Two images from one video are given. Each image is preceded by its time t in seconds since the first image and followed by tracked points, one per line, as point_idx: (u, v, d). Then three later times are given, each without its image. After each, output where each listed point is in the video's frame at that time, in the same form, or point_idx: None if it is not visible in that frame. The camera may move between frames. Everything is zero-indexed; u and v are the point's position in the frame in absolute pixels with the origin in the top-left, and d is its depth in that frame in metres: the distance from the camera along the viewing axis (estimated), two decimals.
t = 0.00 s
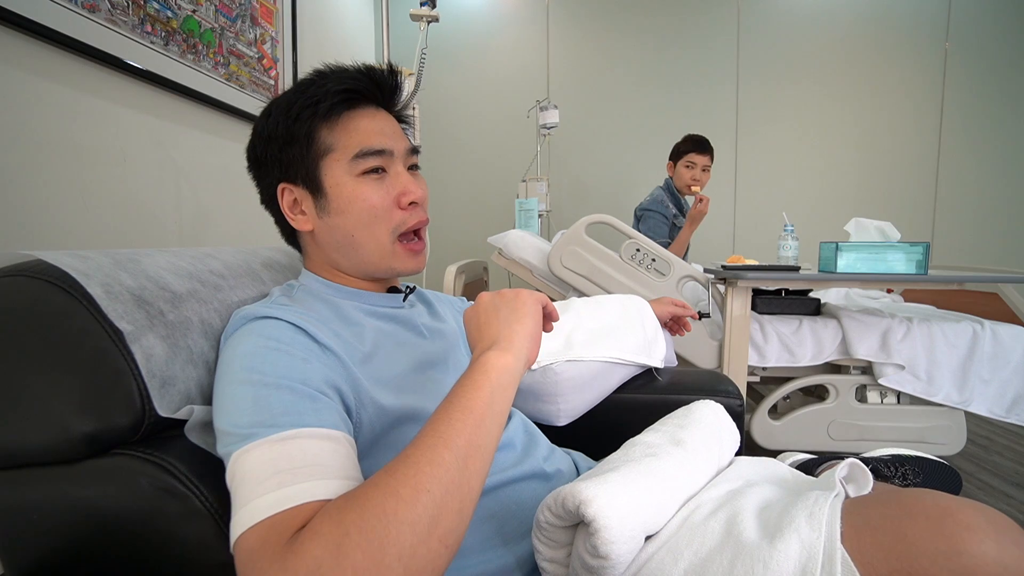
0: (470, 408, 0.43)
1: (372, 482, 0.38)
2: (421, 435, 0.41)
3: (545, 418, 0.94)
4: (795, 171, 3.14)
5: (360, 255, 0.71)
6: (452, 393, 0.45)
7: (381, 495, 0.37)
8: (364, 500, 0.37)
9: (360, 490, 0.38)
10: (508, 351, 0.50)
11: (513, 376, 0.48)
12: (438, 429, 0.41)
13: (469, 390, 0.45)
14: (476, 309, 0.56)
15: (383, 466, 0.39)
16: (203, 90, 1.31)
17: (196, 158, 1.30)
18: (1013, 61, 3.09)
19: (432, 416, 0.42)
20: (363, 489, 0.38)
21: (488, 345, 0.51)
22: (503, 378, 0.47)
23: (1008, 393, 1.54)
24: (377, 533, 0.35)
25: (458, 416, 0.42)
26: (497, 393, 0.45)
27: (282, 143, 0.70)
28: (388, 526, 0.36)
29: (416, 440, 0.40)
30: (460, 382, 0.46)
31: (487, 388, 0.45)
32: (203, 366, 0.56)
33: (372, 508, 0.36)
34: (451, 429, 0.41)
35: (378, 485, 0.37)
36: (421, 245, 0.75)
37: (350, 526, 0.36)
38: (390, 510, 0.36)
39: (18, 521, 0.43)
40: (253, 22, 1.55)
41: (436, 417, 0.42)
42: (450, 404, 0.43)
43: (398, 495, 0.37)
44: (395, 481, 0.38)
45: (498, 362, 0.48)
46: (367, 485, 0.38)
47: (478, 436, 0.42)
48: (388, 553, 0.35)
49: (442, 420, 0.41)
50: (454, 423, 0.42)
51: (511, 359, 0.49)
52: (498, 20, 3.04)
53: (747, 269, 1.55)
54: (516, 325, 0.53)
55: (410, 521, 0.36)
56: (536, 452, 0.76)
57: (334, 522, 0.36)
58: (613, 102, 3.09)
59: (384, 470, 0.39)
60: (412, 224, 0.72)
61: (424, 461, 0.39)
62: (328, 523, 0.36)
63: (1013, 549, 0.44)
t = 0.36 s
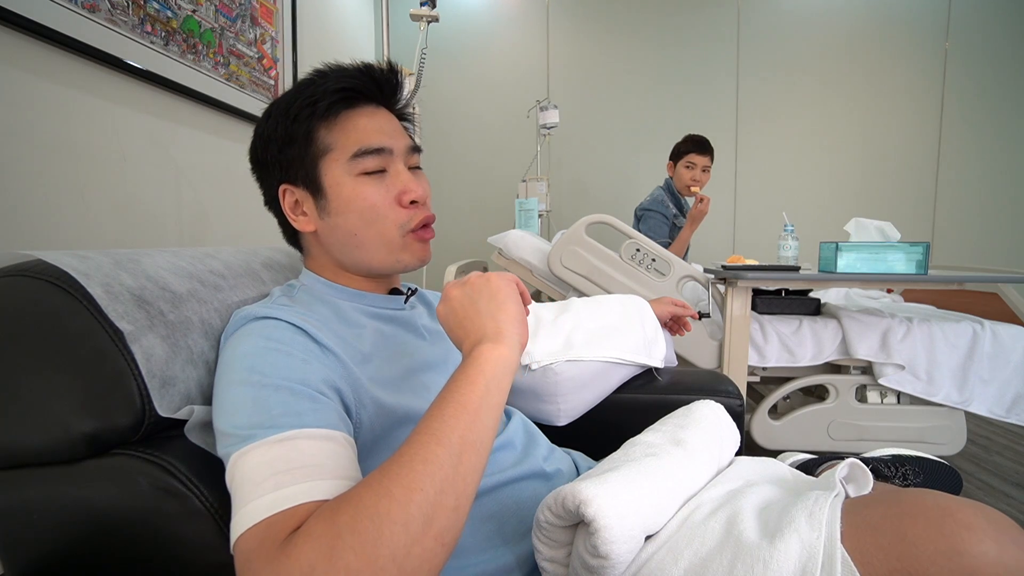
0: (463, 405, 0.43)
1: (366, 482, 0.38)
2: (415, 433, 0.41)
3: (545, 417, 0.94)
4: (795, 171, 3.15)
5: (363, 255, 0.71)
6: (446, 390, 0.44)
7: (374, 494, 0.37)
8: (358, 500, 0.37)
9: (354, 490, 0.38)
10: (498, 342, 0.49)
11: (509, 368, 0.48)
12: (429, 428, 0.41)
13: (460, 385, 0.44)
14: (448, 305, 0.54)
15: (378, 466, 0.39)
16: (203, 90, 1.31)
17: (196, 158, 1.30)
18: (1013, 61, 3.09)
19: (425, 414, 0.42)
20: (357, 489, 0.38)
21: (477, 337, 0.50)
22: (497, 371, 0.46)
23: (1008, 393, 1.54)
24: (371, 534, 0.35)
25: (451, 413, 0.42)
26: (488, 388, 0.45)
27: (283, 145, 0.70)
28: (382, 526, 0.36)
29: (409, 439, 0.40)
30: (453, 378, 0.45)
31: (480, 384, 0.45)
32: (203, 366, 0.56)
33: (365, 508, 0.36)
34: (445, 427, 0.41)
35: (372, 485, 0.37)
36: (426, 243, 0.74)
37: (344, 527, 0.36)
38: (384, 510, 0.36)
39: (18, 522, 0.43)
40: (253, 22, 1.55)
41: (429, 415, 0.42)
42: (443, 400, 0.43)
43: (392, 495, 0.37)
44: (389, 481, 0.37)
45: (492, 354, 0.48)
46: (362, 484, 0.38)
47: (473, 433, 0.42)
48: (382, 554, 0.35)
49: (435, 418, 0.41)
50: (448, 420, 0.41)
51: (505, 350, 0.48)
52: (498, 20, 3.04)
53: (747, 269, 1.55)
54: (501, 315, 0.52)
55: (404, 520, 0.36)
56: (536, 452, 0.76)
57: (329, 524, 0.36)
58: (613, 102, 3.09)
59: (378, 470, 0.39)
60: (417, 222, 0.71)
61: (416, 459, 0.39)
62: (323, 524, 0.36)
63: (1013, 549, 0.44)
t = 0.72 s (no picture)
0: (463, 406, 0.43)
1: (365, 482, 0.38)
2: (414, 433, 0.41)
3: (545, 418, 0.94)
4: (795, 171, 3.15)
5: (341, 267, 0.70)
6: (445, 390, 0.44)
7: (374, 495, 0.37)
8: (357, 501, 0.37)
9: (353, 491, 0.38)
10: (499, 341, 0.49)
11: (510, 368, 0.48)
12: (429, 429, 0.41)
13: (459, 386, 0.44)
14: (454, 305, 0.54)
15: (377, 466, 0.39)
16: (203, 90, 1.31)
17: (196, 158, 1.30)
18: (1013, 61, 3.09)
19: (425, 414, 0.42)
20: (356, 490, 0.38)
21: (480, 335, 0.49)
22: (498, 371, 0.46)
23: (1008, 393, 1.54)
24: (370, 535, 0.35)
25: (451, 413, 0.42)
26: (487, 388, 0.45)
27: (271, 148, 0.69)
28: (381, 527, 0.36)
29: (409, 439, 0.40)
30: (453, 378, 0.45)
31: (480, 385, 0.45)
32: (203, 366, 0.56)
33: (365, 509, 0.36)
34: (445, 428, 0.41)
35: (371, 485, 0.37)
36: (408, 258, 0.72)
37: (344, 527, 0.36)
38: (383, 511, 0.36)
39: (18, 522, 0.43)
40: (253, 22, 1.55)
41: (429, 415, 0.42)
42: (441, 401, 0.43)
43: (391, 496, 0.37)
44: (388, 482, 0.37)
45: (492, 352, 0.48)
46: (362, 484, 0.38)
47: (473, 434, 0.42)
48: (381, 556, 0.35)
49: (435, 418, 0.41)
50: (448, 421, 0.41)
51: (506, 350, 0.48)
52: (498, 20, 3.04)
53: (747, 269, 1.55)
54: (504, 314, 0.51)
55: (403, 522, 0.36)
56: (535, 452, 0.76)
57: (328, 524, 0.36)
58: (613, 103, 3.09)
59: (377, 471, 0.38)
60: (397, 238, 0.69)
61: (415, 460, 0.39)
62: (322, 524, 0.36)
63: (1013, 550, 0.44)
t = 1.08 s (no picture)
0: (466, 407, 0.43)
1: (368, 482, 0.38)
2: (417, 435, 0.41)
3: (545, 418, 0.95)
4: (795, 171, 3.15)
5: (376, 269, 0.70)
6: (448, 392, 0.44)
7: (377, 496, 0.37)
8: (360, 502, 0.37)
9: (356, 491, 0.38)
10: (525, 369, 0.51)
11: (512, 371, 0.48)
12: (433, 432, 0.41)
13: (463, 388, 0.44)
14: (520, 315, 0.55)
15: (380, 468, 0.39)
16: (203, 90, 1.31)
17: (196, 158, 1.30)
18: (1014, 61, 3.09)
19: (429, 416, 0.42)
20: (359, 490, 0.38)
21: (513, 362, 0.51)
22: (503, 372, 0.47)
23: (1008, 393, 1.54)
24: (374, 537, 0.35)
25: (455, 415, 0.42)
26: (491, 390, 0.45)
27: (303, 149, 0.67)
28: (385, 529, 0.36)
29: (412, 440, 0.40)
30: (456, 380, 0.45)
31: (483, 386, 0.45)
32: (203, 366, 0.56)
33: (369, 510, 0.36)
34: (448, 429, 0.41)
35: (374, 486, 0.37)
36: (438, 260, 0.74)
37: (348, 528, 0.36)
38: (387, 512, 0.36)
39: (17, 521, 0.43)
40: (252, 22, 1.55)
41: (432, 416, 0.42)
42: (445, 402, 0.43)
43: (395, 497, 0.37)
44: (392, 484, 0.37)
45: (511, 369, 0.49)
46: (364, 484, 0.38)
47: (476, 436, 0.42)
48: (386, 558, 0.35)
49: (439, 420, 0.41)
50: (452, 423, 0.41)
51: (512, 354, 0.49)
52: (498, 20, 3.04)
53: (747, 269, 1.55)
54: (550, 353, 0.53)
55: (407, 523, 0.36)
56: (535, 452, 0.76)
57: (332, 526, 0.36)
58: (612, 103, 3.09)
59: (379, 473, 0.38)
60: (431, 240, 0.71)
61: (419, 462, 0.39)
62: (325, 524, 0.36)
63: (1012, 549, 0.44)
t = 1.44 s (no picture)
0: (472, 410, 0.43)
1: (371, 482, 0.38)
2: (422, 436, 0.41)
3: (545, 418, 0.95)
4: (795, 171, 3.15)
5: (399, 254, 0.72)
6: (454, 394, 0.44)
7: (380, 497, 0.37)
8: (362, 502, 0.37)
9: (359, 491, 0.38)
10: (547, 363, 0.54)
11: (518, 376, 0.48)
12: (440, 434, 0.41)
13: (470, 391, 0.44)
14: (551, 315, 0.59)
15: (384, 468, 0.39)
16: (203, 90, 1.31)
17: (196, 157, 1.30)
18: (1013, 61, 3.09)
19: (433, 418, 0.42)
20: (362, 489, 0.38)
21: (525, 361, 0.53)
22: (510, 375, 0.47)
23: (1007, 393, 1.54)
24: (376, 537, 0.35)
25: (460, 418, 0.42)
26: (497, 393, 0.45)
27: (329, 138, 0.67)
28: (387, 529, 0.36)
29: (417, 442, 0.40)
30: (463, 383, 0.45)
31: (489, 388, 0.45)
32: (203, 366, 0.56)
33: (371, 511, 0.36)
34: (453, 432, 0.41)
35: (378, 487, 0.37)
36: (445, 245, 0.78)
37: (349, 528, 0.36)
38: (390, 513, 0.36)
39: (17, 521, 0.43)
40: (253, 22, 1.55)
41: (437, 418, 0.42)
42: (450, 404, 0.43)
43: (399, 497, 0.37)
44: (395, 485, 0.37)
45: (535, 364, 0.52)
46: (367, 484, 0.38)
47: (481, 439, 0.42)
48: (387, 558, 0.35)
49: (444, 423, 0.41)
50: (458, 426, 0.41)
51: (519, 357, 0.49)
52: (498, 20, 3.04)
53: (747, 269, 1.55)
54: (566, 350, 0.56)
55: (410, 524, 0.36)
56: (536, 451, 0.76)
57: (334, 526, 0.36)
58: (612, 103, 3.09)
59: (383, 473, 0.38)
60: (443, 225, 0.75)
61: (422, 464, 0.39)
62: (326, 523, 0.36)
63: (1012, 549, 0.44)
